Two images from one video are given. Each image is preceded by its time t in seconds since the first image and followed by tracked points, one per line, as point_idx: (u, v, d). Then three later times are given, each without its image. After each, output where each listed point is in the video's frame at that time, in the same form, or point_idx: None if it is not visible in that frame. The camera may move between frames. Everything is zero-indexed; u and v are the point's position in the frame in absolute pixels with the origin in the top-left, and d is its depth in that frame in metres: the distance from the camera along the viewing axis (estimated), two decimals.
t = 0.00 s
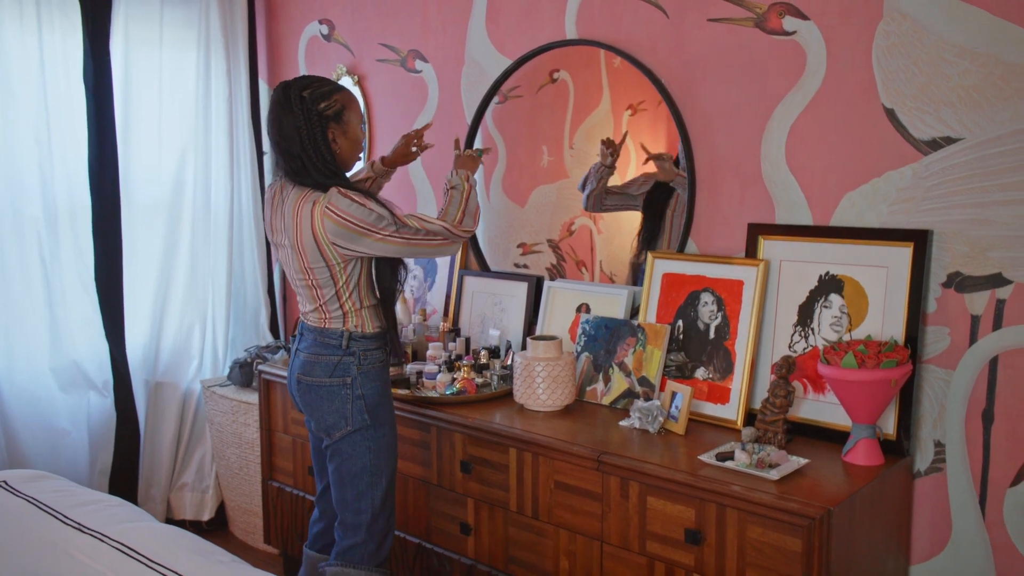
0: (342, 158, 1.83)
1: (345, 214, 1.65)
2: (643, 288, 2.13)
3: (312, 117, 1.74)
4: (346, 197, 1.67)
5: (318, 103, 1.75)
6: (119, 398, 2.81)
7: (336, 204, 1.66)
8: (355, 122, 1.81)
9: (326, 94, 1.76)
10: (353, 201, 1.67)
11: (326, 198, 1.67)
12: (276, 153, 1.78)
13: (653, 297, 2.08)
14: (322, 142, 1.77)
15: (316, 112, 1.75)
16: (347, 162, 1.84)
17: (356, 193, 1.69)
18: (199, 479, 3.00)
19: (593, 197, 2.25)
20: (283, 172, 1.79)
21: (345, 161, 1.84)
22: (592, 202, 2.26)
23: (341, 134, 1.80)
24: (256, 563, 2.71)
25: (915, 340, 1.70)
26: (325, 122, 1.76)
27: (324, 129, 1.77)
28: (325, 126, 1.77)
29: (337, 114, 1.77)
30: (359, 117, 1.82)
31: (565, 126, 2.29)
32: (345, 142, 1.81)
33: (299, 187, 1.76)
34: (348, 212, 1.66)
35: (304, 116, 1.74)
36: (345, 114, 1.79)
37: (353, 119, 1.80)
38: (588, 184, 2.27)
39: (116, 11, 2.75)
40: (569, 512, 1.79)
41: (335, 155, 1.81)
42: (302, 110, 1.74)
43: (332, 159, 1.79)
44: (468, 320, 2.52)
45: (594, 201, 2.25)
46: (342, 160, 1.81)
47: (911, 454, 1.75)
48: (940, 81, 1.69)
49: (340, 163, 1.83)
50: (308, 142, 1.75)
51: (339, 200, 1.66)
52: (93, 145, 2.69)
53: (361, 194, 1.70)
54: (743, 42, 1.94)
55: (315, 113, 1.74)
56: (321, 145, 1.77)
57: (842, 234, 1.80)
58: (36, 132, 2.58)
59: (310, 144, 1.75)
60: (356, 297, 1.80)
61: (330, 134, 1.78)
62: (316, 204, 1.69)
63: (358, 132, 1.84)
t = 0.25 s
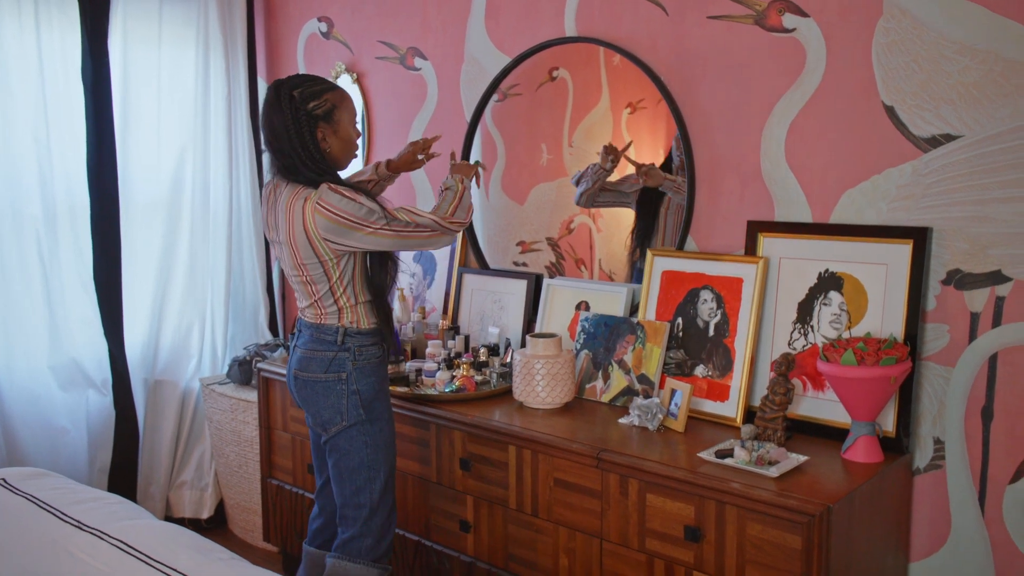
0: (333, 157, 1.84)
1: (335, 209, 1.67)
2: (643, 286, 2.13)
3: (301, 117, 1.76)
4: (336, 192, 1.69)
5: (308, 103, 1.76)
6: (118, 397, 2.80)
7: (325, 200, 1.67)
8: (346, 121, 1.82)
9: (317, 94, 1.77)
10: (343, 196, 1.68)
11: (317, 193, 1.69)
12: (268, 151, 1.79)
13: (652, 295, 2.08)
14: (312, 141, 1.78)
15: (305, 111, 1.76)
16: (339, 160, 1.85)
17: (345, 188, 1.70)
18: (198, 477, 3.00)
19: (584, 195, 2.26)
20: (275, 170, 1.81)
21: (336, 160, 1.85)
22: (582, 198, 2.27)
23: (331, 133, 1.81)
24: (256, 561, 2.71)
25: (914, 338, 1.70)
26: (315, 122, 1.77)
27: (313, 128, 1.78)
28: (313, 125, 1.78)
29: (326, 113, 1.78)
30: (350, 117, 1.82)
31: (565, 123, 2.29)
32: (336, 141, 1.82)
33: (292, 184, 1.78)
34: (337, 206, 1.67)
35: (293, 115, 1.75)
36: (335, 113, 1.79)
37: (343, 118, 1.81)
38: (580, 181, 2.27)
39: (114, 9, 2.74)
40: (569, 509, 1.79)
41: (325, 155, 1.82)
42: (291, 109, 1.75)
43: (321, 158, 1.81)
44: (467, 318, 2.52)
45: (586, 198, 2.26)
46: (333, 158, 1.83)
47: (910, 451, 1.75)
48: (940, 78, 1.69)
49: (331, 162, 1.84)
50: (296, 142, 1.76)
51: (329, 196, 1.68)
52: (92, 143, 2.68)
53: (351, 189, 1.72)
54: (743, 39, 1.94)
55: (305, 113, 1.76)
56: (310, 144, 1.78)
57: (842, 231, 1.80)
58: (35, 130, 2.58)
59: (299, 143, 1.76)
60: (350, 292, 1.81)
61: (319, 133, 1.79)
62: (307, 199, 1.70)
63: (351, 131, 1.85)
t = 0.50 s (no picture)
0: (328, 159, 1.84)
1: (325, 205, 1.66)
2: (644, 285, 2.13)
3: (293, 118, 1.76)
4: (325, 189, 1.68)
5: (299, 104, 1.76)
6: (119, 398, 2.80)
7: (313, 198, 1.67)
8: (340, 122, 1.82)
9: (308, 95, 1.77)
10: (333, 192, 1.67)
11: (307, 191, 1.68)
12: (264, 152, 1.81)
13: (653, 294, 2.07)
14: (304, 142, 1.79)
15: (296, 112, 1.76)
16: (335, 162, 1.85)
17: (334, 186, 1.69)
18: (200, 479, 3.00)
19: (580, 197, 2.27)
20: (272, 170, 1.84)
21: (331, 162, 1.85)
22: (577, 201, 2.28)
23: (324, 134, 1.80)
24: (258, 562, 2.71)
25: (917, 336, 1.70)
26: (306, 123, 1.77)
27: (305, 129, 1.78)
28: (305, 126, 1.78)
29: (318, 115, 1.78)
30: (342, 118, 1.82)
31: (565, 123, 2.28)
32: (329, 142, 1.82)
33: (285, 185, 1.80)
34: (326, 204, 1.66)
35: (284, 117, 1.76)
36: (327, 114, 1.79)
37: (336, 120, 1.80)
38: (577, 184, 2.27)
39: (114, 10, 2.74)
40: (571, 510, 1.78)
41: (320, 156, 1.83)
42: (282, 111, 1.76)
43: (314, 159, 1.81)
44: (468, 318, 2.51)
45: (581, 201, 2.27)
46: (329, 160, 1.83)
47: (913, 450, 1.74)
48: (942, 75, 1.68)
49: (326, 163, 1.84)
50: (287, 143, 1.77)
51: (319, 192, 1.67)
52: (92, 143, 2.68)
53: (343, 186, 1.71)
54: (743, 38, 1.94)
55: (296, 114, 1.76)
56: (301, 145, 1.79)
57: (844, 230, 1.80)
58: (35, 131, 2.57)
59: (290, 144, 1.77)
60: (344, 290, 1.80)
61: (312, 135, 1.79)
62: (297, 198, 1.70)
63: (346, 132, 1.84)
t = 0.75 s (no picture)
0: (326, 158, 1.83)
1: (324, 203, 1.66)
2: (645, 286, 2.13)
3: (290, 118, 1.76)
4: (324, 188, 1.68)
5: (297, 104, 1.76)
6: (119, 398, 2.79)
7: (312, 196, 1.67)
8: (338, 122, 1.81)
9: (306, 95, 1.76)
10: (332, 191, 1.68)
11: (305, 190, 1.68)
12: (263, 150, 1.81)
13: (654, 295, 2.07)
14: (301, 141, 1.78)
15: (293, 112, 1.76)
16: (332, 163, 1.85)
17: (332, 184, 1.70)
18: (200, 479, 2.99)
19: (580, 199, 2.27)
20: (271, 169, 1.84)
21: (329, 162, 1.84)
22: (578, 202, 2.28)
23: (322, 134, 1.80)
24: (258, 563, 2.71)
25: (919, 337, 1.69)
26: (303, 122, 1.77)
27: (303, 129, 1.78)
28: (302, 126, 1.77)
29: (315, 114, 1.77)
30: (340, 118, 1.81)
31: (565, 124, 2.28)
32: (327, 142, 1.82)
33: (284, 183, 1.80)
34: (324, 203, 1.66)
35: (281, 116, 1.75)
36: (325, 114, 1.79)
37: (333, 119, 1.80)
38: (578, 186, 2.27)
39: (115, 11, 2.74)
40: (572, 511, 1.78)
41: (318, 156, 1.82)
42: (280, 110, 1.75)
43: (312, 159, 1.81)
44: (469, 319, 2.51)
45: (582, 204, 2.27)
46: (326, 161, 1.83)
47: (915, 452, 1.74)
48: (944, 76, 1.68)
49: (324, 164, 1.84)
50: (284, 142, 1.77)
51: (318, 191, 1.67)
52: (93, 144, 2.68)
53: (341, 186, 1.71)
54: (745, 38, 1.93)
55: (293, 114, 1.76)
56: (298, 144, 1.78)
57: (846, 230, 1.79)
58: (35, 131, 2.57)
59: (287, 144, 1.77)
60: (342, 290, 1.80)
61: (309, 135, 1.79)
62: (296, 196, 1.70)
63: (344, 132, 1.83)
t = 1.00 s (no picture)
0: (331, 156, 1.82)
1: (328, 203, 1.66)
2: (648, 286, 2.12)
3: (294, 114, 1.77)
4: (327, 187, 1.68)
5: (301, 100, 1.76)
6: (121, 398, 2.79)
7: (316, 194, 1.67)
8: (343, 119, 1.80)
9: (311, 91, 1.77)
10: (337, 191, 1.67)
11: (309, 187, 1.68)
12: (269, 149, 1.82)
13: (657, 295, 2.06)
14: (305, 137, 1.78)
15: (297, 109, 1.76)
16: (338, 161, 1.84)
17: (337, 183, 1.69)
18: (202, 479, 2.99)
19: (575, 200, 2.29)
20: (277, 167, 1.84)
21: (335, 159, 1.84)
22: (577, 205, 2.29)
23: (327, 131, 1.80)
24: (259, 563, 2.70)
25: (923, 338, 1.68)
26: (307, 119, 1.77)
27: (307, 125, 1.78)
28: (307, 122, 1.78)
29: (319, 111, 1.77)
30: (345, 116, 1.80)
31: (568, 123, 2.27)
32: (332, 139, 1.81)
33: (289, 180, 1.79)
34: (326, 202, 1.66)
35: (286, 112, 1.77)
36: (330, 111, 1.79)
37: (338, 117, 1.79)
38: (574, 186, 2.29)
39: (117, 10, 2.74)
40: (573, 511, 1.78)
41: (323, 153, 1.82)
42: (284, 106, 1.77)
43: (316, 156, 1.80)
44: (472, 319, 2.50)
45: (576, 206, 2.29)
46: (331, 158, 1.82)
47: (919, 453, 1.73)
48: (949, 76, 1.67)
49: (329, 161, 1.83)
50: (289, 138, 1.78)
51: (323, 190, 1.67)
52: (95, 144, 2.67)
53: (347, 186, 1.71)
54: (749, 38, 1.93)
55: (297, 110, 1.76)
56: (303, 140, 1.79)
57: (850, 231, 1.79)
58: (37, 131, 2.57)
59: (291, 139, 1.78)
60: (343, 289, 1.79)
61: (313, 131, 1.79)
62: (299, 193, 1.70)
63: (350, 130, 1.82)
